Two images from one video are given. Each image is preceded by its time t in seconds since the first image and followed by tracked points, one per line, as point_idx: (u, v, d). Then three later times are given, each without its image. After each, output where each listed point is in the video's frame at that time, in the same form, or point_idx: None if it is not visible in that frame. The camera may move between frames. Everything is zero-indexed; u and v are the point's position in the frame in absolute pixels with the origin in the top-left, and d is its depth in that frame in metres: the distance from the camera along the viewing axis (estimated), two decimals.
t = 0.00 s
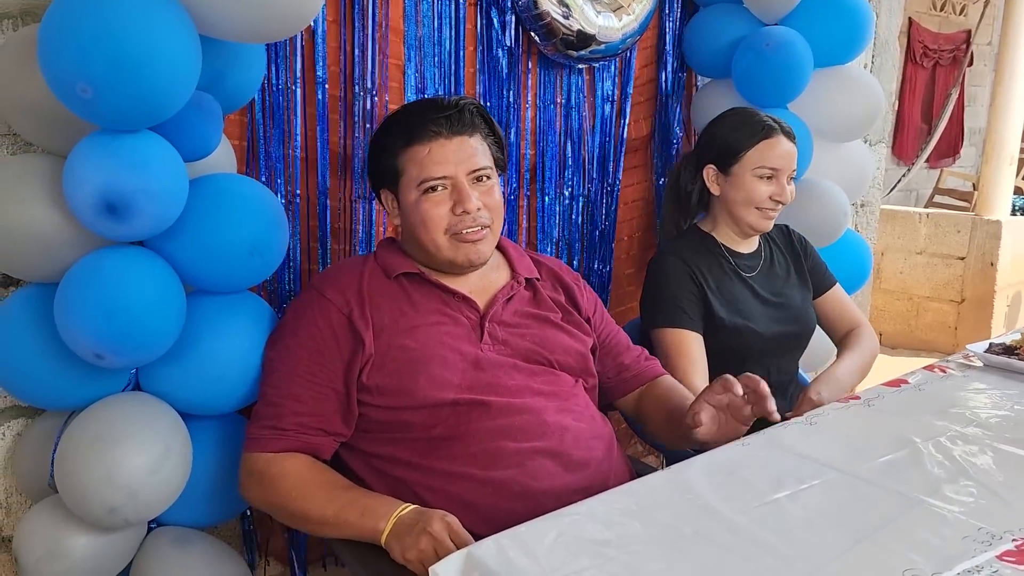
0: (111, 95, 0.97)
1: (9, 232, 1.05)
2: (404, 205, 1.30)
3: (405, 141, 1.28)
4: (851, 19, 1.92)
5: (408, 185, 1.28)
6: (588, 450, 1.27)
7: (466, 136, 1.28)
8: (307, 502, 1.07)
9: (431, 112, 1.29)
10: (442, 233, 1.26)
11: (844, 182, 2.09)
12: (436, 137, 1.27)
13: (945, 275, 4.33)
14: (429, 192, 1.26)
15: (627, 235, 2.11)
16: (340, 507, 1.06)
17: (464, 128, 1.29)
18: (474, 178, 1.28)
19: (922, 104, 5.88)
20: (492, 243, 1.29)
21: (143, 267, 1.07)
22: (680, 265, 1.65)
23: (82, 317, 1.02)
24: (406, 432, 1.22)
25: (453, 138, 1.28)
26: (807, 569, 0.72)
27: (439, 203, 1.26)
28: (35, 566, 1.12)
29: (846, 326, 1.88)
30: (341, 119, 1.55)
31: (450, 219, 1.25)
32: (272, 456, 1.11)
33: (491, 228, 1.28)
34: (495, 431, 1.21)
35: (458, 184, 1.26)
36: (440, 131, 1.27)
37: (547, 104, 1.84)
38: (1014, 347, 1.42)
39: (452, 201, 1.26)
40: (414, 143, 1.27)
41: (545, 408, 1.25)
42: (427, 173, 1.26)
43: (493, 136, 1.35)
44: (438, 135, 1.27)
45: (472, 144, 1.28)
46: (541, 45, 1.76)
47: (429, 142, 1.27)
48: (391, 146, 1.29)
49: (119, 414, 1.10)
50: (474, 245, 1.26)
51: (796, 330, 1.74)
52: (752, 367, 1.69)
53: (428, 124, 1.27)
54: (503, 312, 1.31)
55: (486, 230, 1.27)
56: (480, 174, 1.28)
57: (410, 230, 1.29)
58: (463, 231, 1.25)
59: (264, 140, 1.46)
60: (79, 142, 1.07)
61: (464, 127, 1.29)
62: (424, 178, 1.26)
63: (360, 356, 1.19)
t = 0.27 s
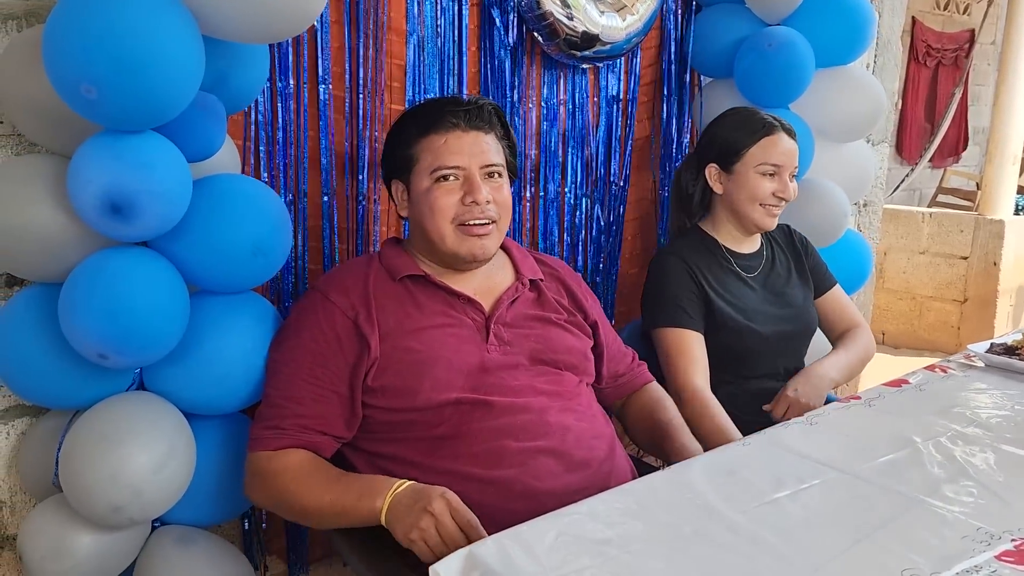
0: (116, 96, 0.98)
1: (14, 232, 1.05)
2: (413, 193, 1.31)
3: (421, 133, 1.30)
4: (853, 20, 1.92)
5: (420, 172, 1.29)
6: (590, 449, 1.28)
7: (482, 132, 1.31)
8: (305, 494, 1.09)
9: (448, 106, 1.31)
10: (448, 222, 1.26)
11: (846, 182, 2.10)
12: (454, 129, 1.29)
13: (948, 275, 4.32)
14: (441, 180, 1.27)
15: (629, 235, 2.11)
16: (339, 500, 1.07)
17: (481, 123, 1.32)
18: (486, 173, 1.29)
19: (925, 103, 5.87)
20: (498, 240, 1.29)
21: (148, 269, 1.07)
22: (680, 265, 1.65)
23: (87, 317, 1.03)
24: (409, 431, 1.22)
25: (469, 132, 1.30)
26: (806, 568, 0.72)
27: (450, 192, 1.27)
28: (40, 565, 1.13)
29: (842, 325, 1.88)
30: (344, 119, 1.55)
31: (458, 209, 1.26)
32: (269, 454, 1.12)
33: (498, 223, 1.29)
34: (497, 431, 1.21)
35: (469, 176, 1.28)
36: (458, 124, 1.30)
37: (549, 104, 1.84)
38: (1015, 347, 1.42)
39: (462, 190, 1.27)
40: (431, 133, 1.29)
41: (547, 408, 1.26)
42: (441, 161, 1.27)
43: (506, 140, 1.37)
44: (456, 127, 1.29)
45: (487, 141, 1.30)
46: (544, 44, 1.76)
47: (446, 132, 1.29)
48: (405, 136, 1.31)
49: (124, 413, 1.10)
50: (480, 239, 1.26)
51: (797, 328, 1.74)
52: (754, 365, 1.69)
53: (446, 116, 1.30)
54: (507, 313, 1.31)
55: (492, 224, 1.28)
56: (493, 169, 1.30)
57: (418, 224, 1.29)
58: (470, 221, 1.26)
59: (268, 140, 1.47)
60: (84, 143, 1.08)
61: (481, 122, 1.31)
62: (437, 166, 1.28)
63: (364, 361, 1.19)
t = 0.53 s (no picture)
0: (124, 96, 0.98)
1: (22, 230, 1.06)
2: (426, 182, 1.31)
3: (441, 125, 1.31)
4: (855, 20, 1.91)
5: (437, 161, 1.30)
6: (593, 448, 1.28)
7: (500, 129, 1.33)
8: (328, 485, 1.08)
9: (469, 103, 1.33)
10: (460, 211, 1.27)
11: (848, 182, 2.10)
12: (474, 123, 1.31)
13: (952, 275, 4.31)
14: (457, 171, 1.28)
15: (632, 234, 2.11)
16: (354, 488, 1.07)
17: (499, 121, 1.34)
18: (501, 170, 1.31)
19: (928, 102, 5.86)
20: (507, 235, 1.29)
21: (157, 267, 1.08)
22: (679, 264, 1.65)
23: (96, 315, 1.03)
24: (413, 430, 1.23)
25: (489, 127, 1.32)
26: (808, 567, 0.72)
27: (465, 182, 1.28)
28: (43, 560, 1.13)
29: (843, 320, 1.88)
30: (349, 118, 1.56)
31: (472, 198, 1.27)
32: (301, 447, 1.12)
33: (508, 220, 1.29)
34: (500, 430, 1.21)
35: (486, 169, 1.29)
36: (479, 119, 1.32)
37: (553, 104, 1.85)
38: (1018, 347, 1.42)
39: (477, 182, 1.28)
40: (450, 126, 1.31)
41: (550, 407, 1.26)
42: (460, 152, 1.29)
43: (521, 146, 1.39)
44: (477, 122, 1.31)
45: (503, 138, 1.32)
46: (548, 44, 1.77)
47: (467, 125, 1.31)
48: (426, 127, 1.32)
49: (130, 412, 1.11)
50: (490, 231, 1.26)
51: (798, 325, 1.74)
52: (757, 363, 1.69)
53: (467, 110, 1.31)
54: (513, 312, 1.31)
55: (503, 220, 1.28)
56: (507, 168, 1.31)
57: (430, 211, 1.30)
58: (483, 212, 1.27)
59: (273, 140, 1.47)
60: (93, 142, 1.09)
61: (499, 120, 1.34)
62: (455, 156, 1.29)
63: (379, 352, 1.20)
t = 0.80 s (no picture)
0: (130, 97, 0.98)
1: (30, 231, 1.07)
2: (442, 177, 1.31)
3: (459, 122, 1.31)
4: (857, 20, 1.91)
5: (453, 158, 1.30)
6: (597, 448, 1.28)
7: (518, 131, 1.34)
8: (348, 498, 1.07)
9: (488, 103, 1.34)
10: (475, 206, 1.27)
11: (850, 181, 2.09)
12: (493, 122, 1.31)
13: (954, 275, 4.31)
14: (474, 168, 1.28)
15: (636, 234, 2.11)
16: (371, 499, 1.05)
17: (517, 123, 1.34)
18: (516, 171, 1.31)
19: (931, 101, 5.85)
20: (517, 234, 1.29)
21: (164, 266, 1.08)
22: (679, 262, 1.65)
23: (103, 313, 1.04)
24: (418, 429, 1.22)
25: (506, 128, 1.32)
26: (813, 568, 0.72)
27: (481, 180, 1.28)
28: (55, 559, 1.13)
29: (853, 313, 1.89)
30: (353, 118, 1.55)
31: (486, 196, 1.27)
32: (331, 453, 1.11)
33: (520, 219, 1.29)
34: (504, 430, 1.21)
35: (502, 168, 1.29)
36: (498, 118, 1.32)
37: (555, 103, 1.84)
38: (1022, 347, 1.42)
39: (492, 181, 1.28)
40: (469, 124, 1.31)
41: (553, 407, 1.26)
42: (478, 150, 1.29)
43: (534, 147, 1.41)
44: (496, 121, 1.32)
45: (520, 139, 1.33)
46: (552, 43, 1.76)
47: (485, 124, 1.31)
48: (444, 125, 1.32)
49: (137, 410, 1.11)
50: (502, 228, 1.26)
51: (798, 321, 1.74)
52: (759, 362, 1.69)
53: (487, 109, 1.32)
54: (521, 311, 1.32)
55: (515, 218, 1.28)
56: (521, 169, 1.32)
57: (444, 206, 1.30)
58: (496, 208, 1.27)
59: (276, 139, 1.47)
60: (100, 142, 1.09)
61: (517, 122, 1.34)
62: (472, 155, 1.29)
63: (394, 344, 1.20)
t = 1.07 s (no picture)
0: (132, 97, 0.98)
1: (32, 229, 1.07)
2: (439, 187, 1.30)
3: (459, 130, 1.30)
4: (860, 21, 1.90)
5: (450, 168, 1.29)
6: (598, 446, 1.28)
7: (519, 139, 1.31)
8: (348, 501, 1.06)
9: (490, 107, 1.32)
10: (469, 219, 1.27)
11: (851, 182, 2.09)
12: (491, 131, 1.29)
13: (957, 274, 4.30)
14: (470, 179, 1.27)
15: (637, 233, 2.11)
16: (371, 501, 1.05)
17: (518, 130, 1.32)
18: (514, 180, 1.29)
19: (934, 100, 5.84)
20: (514, 245, 1.29)
21: (166, 266, 1.08)
22: (680, 262, 1.65)
23: (105, 312, 1.04)
24: (419, 428, 1.22)
25: (507, 137, 1.30)
26: (814, 568, 0.72)
27: (477, 191, 1.27)
28: (50, 558, 1.13)
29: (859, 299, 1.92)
30: (354, 117, 1.55)
31: (481, 208, 1.26)
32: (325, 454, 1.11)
33: (517, 230, 1.29)
34: (506, 428, 1.21)
35: (498, 179, 1.27)
36: (497, 126, 1.30)
37: (557, 103, 1.84)
38: None
39: (489, 192, 1.27)
40: (468, 130, 1.29)
41: (557, 405, 1.26)
42: (473, 160, 1.27)
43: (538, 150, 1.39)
44: (495, 130, 1.30)
45: (520, 148, 1.31)
46: (551, 42, 1.77)
47: (484, 134, 1.29)
48: (445, 129, 1.31)
49: (138, 409, 1.11)
50: (497, 242, 1.27)
51: (802, 320, 1.74)
52: (762, 360, 1.69)
53: (486, 117, 1.30)
54: (520, 310, 1.31)
55: (512, 229, 1.28)
56: (520, 178, 1.30)
57: (441, 218, 1.29)
58: (490, 222, 1.26)
59: (278, 139, 1.47)
60: (102, 141, 1.09)
61: (518, 130, 1.32)
62: (468, 164, 1.28)
63: (391, 345, 1.20)
